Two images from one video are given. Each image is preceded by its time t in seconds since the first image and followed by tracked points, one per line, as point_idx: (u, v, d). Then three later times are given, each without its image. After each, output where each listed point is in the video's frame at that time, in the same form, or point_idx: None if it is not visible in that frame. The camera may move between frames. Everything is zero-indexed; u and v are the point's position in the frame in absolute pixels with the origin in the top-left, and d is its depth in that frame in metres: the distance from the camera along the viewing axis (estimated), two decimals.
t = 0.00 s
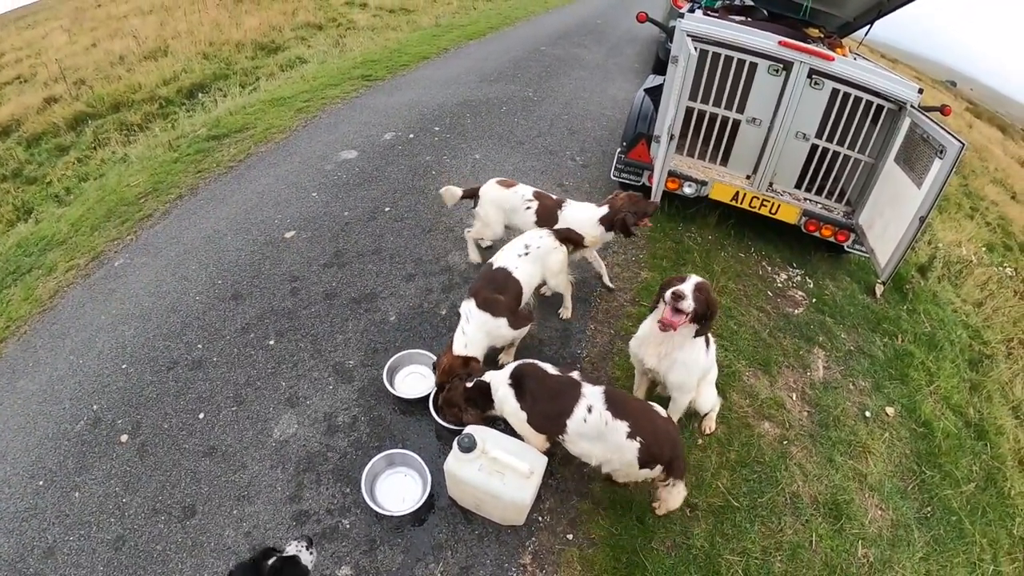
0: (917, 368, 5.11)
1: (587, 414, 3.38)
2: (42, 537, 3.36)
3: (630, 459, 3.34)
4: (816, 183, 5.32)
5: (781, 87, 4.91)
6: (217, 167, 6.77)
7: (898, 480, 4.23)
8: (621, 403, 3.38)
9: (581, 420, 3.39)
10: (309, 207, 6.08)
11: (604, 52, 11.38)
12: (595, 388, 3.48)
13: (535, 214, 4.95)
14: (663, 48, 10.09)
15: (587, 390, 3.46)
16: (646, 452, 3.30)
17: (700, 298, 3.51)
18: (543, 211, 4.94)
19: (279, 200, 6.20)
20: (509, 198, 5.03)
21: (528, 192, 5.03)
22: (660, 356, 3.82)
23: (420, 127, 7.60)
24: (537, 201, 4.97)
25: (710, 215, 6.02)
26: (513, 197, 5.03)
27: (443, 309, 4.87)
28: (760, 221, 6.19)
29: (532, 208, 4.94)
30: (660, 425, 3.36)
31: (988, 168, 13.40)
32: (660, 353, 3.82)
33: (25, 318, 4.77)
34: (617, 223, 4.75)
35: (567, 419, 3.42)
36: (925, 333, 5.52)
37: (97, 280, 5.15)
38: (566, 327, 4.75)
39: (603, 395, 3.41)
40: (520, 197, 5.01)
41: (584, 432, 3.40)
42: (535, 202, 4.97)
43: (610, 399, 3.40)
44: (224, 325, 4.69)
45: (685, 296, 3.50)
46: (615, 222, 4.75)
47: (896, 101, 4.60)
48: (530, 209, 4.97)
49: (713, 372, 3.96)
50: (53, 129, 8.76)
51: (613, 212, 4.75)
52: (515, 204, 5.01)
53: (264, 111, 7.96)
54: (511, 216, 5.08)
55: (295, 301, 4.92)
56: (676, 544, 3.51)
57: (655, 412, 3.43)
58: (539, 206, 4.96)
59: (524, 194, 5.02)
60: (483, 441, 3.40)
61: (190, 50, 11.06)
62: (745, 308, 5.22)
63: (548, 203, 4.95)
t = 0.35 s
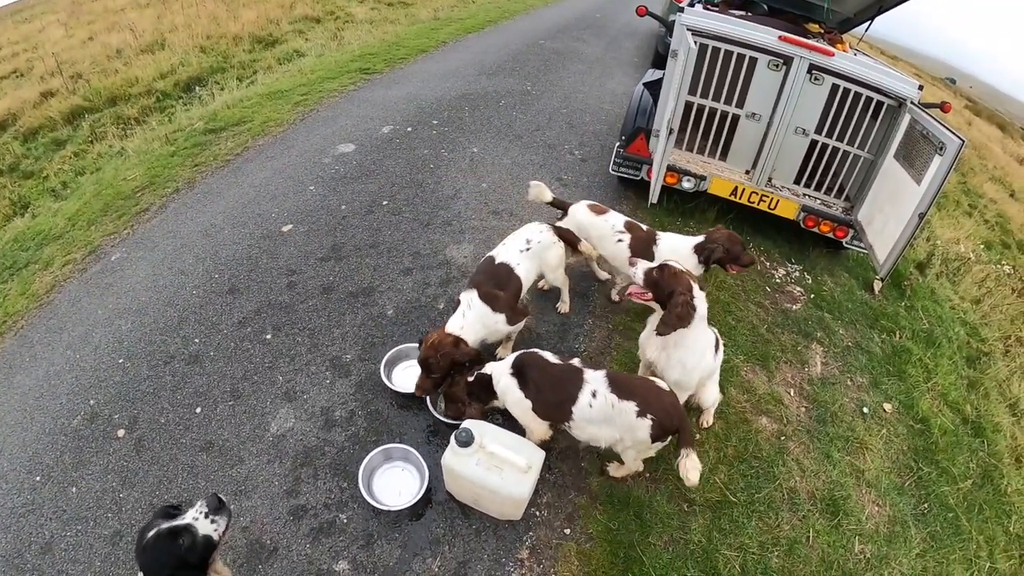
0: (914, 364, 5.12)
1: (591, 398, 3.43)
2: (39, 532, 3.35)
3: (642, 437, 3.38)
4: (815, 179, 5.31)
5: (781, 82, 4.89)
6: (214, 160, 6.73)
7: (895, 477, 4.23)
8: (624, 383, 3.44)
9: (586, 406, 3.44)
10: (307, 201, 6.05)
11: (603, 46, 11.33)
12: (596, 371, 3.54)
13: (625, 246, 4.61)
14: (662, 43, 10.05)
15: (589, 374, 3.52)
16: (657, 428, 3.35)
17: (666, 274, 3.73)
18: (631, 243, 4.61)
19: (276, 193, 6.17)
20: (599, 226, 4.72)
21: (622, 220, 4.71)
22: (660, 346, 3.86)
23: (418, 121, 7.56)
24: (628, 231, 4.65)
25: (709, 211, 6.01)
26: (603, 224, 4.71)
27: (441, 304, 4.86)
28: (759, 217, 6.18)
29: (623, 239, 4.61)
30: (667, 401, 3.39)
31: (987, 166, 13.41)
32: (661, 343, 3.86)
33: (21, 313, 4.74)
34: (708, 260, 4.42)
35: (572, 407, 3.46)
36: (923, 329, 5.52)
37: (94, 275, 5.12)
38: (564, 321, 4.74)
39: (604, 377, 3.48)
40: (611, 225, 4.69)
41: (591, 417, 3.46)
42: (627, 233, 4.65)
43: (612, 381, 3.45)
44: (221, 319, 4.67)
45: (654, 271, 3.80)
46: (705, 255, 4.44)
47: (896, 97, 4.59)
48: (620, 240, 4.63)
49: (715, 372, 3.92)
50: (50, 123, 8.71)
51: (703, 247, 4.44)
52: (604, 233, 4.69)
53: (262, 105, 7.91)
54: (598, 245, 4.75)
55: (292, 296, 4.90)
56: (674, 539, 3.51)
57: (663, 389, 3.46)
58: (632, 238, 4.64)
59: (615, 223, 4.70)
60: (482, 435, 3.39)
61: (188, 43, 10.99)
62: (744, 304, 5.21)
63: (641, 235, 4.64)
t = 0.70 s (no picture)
0: (911, 367, 5.14)
1: (596, 395, 3.43)
2: (34, 532, 3.33)
3: (647, 424, 3.43)
4: (812, 183, 5.33)
5: (779, 86, 4.91)
6: (212, 160, 6.72)
7: (892, 479, 4.25)
8: (624, 376, 3.49)
9: (592, 404, 3.43)
10: (304, 201, 6.05)
11: (601, 48, 11.36)
12: (595, 369, 3.57)
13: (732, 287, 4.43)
14: (660, 45, 10.07)
15: (589, 373, 3.54)
16: (661, 414, 3.41)
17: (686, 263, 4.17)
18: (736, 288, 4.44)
19: (273, 193, 6.17)
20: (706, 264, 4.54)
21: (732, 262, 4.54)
22: (658, 341, 3.92)
23: (417, 122, 7.56)
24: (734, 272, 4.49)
25: (706, 213, 6.02)
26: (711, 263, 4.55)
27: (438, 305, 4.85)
28: (756, 219, 6.19)
29: (733, 281, 4.43)
30: (665, 388, 3.48)
31: (983, 169, 13.47)
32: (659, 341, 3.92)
33: (17, 312, 4.73)
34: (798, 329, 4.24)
35: (576, 407, 3.45)
36: (919, 332, 5.54)
37: (91, 274, 5.11)
38: (561, 323, 4.75)
39: (603, 374, 3.52)
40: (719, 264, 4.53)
41: (596, 414, 3.46)
42: (737, 275, 4.47)
43: (611, 377, 3.50)
44: (218, 319, 4.66)
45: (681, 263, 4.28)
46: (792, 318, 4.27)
47: (893, 101, 4.62)
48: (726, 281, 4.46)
49: (717, 380, 3.77)
50: (47, 121, 8.69)
51: (795, 314, 4.25)
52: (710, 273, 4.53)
53: (260, 105, 7.91)
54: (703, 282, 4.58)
55: (290, 296, 4.89)
56: (671, 541, 3.52)
57: (661, 378, 3.55)
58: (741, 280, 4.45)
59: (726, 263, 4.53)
60: (479, 436, 3.39)
61: (186, 42, 10.98)
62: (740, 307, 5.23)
63: (750, 279, 4.45)
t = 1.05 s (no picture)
0: (909, 370, 5.15)
1: (596, 403, 3.45)
2: (34, 536, 3.34)
3: (649, 430, 3.45)
4: (811, 186, 5.35)
5: (777, 90, 4.93)
6: (212, 164, 6.74)
7: (891, 481, 4.26)
8: (625, 384, 3.49)
9: (591, 411, 3.45)
10: (304, 205, 6.07)
11: (600, 53, 11.40)
12: (595, 376, 3.58)
13: (803, 350, 4.01)
14: (659, 50, 10.12)
15: (589, 381, 3.55)
16: (663, 421, 3.43)
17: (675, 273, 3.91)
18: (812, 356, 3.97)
19: (273, 198, 6.19)
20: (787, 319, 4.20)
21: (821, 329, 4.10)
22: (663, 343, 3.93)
23: (416, 127, 7.59)
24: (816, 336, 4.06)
25: (705, 217, 6.04)
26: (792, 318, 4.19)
27: (438, 308, 4.87)
28: (755, 223, 6.22)
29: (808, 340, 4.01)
30: (666, 395, 3.48)
31: (981, 172, 13.52)
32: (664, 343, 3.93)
33: (16, 315, 4.74)
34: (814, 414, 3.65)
35: (576, 413, 3.48)
36: (918, 335, 5.56)
37: (91, 277, 5.12)
38: (561, 327, 4.76)
39: (603, 381, 3.53)
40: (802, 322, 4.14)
41: (596, 421, 3.47)
42: (817, 338, 4.04)
43: (611, 384, 3.51)
44: (218, 323, 4.67)
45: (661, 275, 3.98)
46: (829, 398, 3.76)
47: (891, 105, 4.65)
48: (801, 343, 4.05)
49: (720, 385, 3.82)
50: (47, 125, 8.71)
51: (825, 399, 3.70)
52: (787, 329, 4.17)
53: (259, 109, 7.93)
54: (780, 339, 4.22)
55: (289, 300, 4.90)
56: (672, 544, 3.53)
57: (662, 384, 3.56)
58: (819, 345, 4.01)
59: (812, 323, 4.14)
60: (479, 440, 3.40)
61: (186, 46, 11.01)
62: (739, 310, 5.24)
63: (828, 351, 3.98)
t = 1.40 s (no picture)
0: (907, 369, 5.18)
1: (592, 406, 3.46)
2: (32, 537, 3.33)
3: (646, 430, 3.47)
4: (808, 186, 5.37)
5: (775, 91, 4.95)
6: (210, 164, 6.74)
7: (889, 480, 4.28)
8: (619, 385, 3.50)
9: (588, 413, 3.47)
10: (302, 205, 6.07)
11: (597, 54, 11.42)
12: (591, 378, 3.59)
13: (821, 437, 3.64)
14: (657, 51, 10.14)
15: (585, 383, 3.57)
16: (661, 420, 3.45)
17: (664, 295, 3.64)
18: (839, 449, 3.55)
19: (271, 198, 6.19)
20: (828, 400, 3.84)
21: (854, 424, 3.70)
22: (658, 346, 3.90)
23: (414, 127, 7.59)
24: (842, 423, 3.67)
25: (703, 217, 6.06)
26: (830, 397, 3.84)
27: (437, 309, 4.87)
28: (752, 223, 6.23)
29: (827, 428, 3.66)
30: (662, 393, 3.51)
31: (977, 172, 13.57)
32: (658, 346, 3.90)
33: (14, 315, 4.73)
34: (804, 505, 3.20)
35: (573, 415, 3.49)
36: (915, 334, 5.59)
37: (88, 278, 5.11)
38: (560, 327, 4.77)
39: (599, 383, 3.54)
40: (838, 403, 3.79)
41: (593, 423, 3.49)
42: (841, 427, 3.63)
43: (607, 385, 3.52)
44: (216, 323, 4.67)
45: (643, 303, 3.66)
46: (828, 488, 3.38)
47: (888, 106, 4.67)
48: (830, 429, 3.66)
49: (717, 373, 3.90)
50: (44, 125, 8.69)
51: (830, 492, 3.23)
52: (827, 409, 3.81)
53: (257, 109, 7.93)
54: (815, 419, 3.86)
55: (288, 300, 4.91)
56: (671, 542, 3.54)
57: (657, 382, 3.59)
58: (842, 434, 3.60)
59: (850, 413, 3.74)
60: (479, 439, 3.41)
61: (184, 47, 11.00)
62: (737, 309, 5.26)
63: (850, 444, 3.55)
